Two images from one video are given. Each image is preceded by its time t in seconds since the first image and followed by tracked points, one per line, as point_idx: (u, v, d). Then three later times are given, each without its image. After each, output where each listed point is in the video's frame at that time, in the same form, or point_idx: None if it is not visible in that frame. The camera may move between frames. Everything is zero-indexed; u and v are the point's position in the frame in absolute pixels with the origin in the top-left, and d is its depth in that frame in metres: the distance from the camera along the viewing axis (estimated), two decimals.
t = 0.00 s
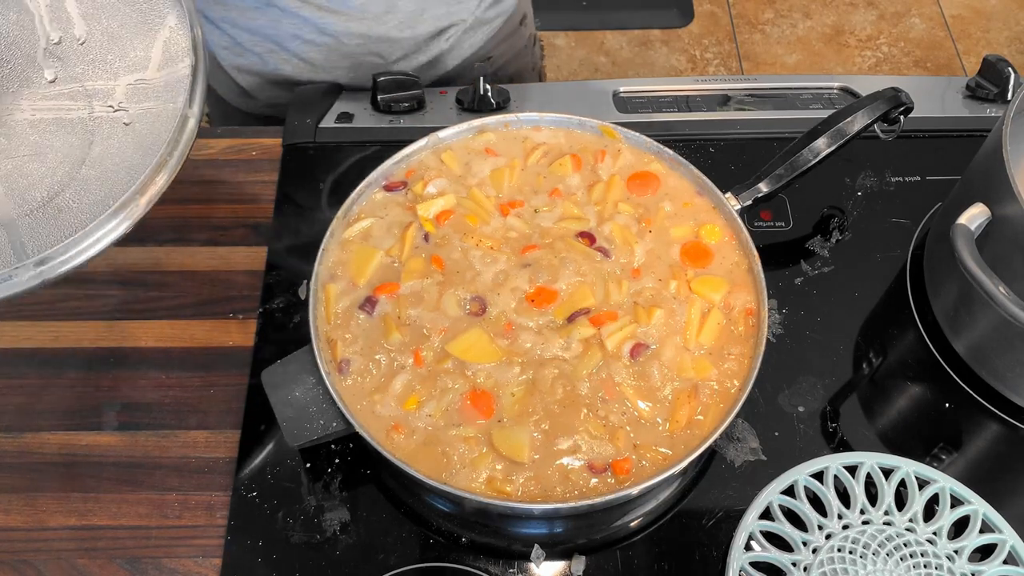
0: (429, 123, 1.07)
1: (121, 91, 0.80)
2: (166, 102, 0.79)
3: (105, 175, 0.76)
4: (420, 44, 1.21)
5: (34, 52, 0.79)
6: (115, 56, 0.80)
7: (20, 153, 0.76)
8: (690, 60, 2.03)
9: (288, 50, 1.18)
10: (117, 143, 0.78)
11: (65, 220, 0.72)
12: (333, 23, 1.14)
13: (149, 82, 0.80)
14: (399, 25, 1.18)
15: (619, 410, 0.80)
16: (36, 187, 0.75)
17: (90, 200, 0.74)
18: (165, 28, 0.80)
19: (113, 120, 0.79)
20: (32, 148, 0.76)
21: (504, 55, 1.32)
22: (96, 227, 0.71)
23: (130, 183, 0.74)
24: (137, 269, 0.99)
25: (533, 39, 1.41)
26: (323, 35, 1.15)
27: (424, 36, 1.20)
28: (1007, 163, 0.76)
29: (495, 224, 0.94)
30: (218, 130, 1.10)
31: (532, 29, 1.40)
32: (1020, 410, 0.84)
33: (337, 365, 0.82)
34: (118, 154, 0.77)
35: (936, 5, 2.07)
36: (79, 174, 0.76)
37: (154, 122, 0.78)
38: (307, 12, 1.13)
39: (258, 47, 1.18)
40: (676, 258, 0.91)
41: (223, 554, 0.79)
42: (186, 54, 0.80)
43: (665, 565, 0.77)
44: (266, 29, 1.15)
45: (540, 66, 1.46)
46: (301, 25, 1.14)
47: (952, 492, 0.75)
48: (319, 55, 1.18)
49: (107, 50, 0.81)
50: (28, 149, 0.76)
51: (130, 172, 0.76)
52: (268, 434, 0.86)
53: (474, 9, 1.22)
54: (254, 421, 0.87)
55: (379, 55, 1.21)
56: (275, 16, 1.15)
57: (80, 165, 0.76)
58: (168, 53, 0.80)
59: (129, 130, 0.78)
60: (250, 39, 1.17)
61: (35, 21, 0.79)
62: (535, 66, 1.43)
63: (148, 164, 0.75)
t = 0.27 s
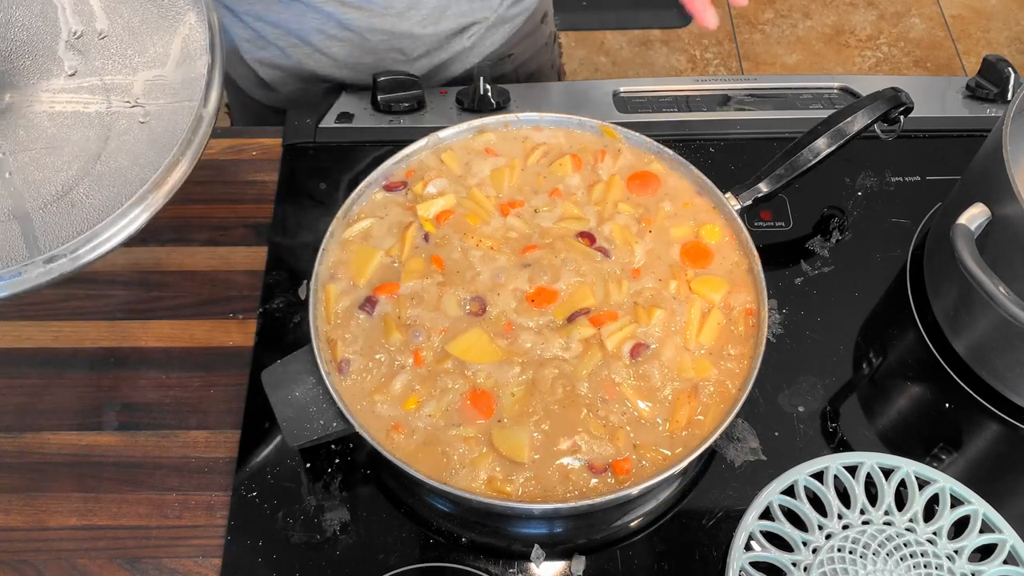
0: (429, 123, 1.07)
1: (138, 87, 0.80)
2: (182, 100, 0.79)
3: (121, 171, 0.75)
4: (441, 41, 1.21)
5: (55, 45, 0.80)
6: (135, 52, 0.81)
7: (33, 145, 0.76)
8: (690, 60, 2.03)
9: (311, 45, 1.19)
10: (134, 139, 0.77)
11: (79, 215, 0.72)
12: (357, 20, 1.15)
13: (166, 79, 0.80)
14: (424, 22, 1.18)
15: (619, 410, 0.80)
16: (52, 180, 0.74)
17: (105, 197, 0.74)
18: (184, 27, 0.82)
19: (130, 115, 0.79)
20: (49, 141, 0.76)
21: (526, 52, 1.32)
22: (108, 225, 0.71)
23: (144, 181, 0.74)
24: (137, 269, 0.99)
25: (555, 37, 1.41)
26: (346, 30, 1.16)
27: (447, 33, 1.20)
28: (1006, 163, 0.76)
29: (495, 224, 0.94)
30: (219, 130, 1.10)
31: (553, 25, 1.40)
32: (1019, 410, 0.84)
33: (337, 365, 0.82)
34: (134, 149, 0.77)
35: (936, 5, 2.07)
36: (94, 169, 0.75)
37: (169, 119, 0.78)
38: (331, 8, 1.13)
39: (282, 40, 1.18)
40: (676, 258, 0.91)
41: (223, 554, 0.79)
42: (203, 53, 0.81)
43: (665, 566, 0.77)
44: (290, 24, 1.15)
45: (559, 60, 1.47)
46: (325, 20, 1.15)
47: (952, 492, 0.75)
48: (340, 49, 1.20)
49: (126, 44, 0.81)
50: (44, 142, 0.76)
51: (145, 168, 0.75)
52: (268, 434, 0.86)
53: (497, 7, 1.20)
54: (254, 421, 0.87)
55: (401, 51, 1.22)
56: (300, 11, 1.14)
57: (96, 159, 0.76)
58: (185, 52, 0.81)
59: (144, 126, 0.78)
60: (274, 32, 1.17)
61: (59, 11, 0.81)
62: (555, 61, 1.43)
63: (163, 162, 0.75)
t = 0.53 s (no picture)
0: (429, 123, 1.07)
1: (143, 66, 0.80)
2: (187, 79, 0.79)
3: (124, 147, 0.75)
4: (443, 40, 1.21)
5: (60, 22, 0.79)
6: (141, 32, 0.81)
7: (37, 121, 0.75)
8: (690, 60, 2.03)
9: (315, 41, 1.19)
10: (138, 116, 0.78)
11: (83, 191, 0.72)
12: (357, 14, 1.15)
13: (171, 59, 0.80)
14: (428, 19, 1.18)
15: (619, 410, 0.80)
16: (56, 155, 0.74)
17: (108, 172, 0.74)
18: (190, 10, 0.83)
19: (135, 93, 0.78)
20: (52, 118, 0.75)
21: (531, 57, 1.32)
22: (110, 200, 0.72)
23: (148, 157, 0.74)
24: (138, 269, 0.99)
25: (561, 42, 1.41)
26: (349, 26, 1.16)
27: (449, 32, 1.20)
28: (1007, 163, 0.76)
29: (495, 224, 0.94)
30: (218, 130, 1.10)
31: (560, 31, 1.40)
32: (1020, 411, 0.84)
33: (337, 365, 0.82)
34: (138, 126, 0.77)
35: (936, 5, 2.07)
36: (98, 145, 0.75)
37: (174, 97, 0.78)
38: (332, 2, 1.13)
39: (285, 34, 1.18)
40: (676, 258, 0.91)
41: (223, 554, 0.79)
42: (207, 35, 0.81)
43: (665, 565, 0.77)
44: (292, 18, 1.15)
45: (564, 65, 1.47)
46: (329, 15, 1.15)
47: (952, 492, 0.75)
48: (343, 46, 1.20)
49: (132, 23, 0.81)
50: (48, 119, 0.75)
51: (149, 145, 0.76)
52: (268, 434, 0.86)
53: (502, 10, 1.21)
54: (253, 422, 0.87)
55: (403, 50, 1.22)
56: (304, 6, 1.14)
57: (101, 136, 0.76)
58: (191, 34, 0.82)
59: (149, 106, 0.78)
60: (278, 25, 1.17)
61: None
62: (562, 67, 1.43)
63: (166, 139, 0.75)
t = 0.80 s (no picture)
0: (429, 123, 1.07)
1: (133, 75, 0.79)
2: (174, 91, 0.79)
3: (109, 158, 0.76)
4: (445, 43, 1.21)
5: (51, 26, 0.77)
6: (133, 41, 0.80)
7: (22, 128, 0.74)
8: (690, 60, 2.03)
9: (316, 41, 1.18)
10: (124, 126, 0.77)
11: (64, 201, 0.73)
12: (359, 16, 1.14)
13: (160, 69, 0.80)
14: (429, 20, 1.18)
15: (619, 410, 0.80)
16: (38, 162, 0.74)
17: (91, 183, 0.74)
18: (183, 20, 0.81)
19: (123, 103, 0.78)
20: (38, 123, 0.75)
21: (531, 60, 1.33)
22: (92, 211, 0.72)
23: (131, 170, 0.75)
24: (138, 269, 0.99)
25: (563, 47, 1.41)
26: (350, 27, 1.16)
27: (450, 35, 1.20)
28: (1007, 163, 0.76)
29: (495, 224, 0.94)
30: (218, 130, 1.10)
31: (563, 36, 1.40)
32: (1020, 410, 0.84)
33: (337, 365, 0.83)
34: (124, 137, 0.77)
35: (936, 5, 2.07)
36: (83, 154, 0.75)
37: (160, 109, 0.78)
38: (333, 3, 1.13)
39: (286, 34, 1.18)
40: (675, 258, 0.91)
41: (223, 554, 0.79)
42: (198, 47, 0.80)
43: (665, 565, 0.77)
44: (293, 18, 1.15)
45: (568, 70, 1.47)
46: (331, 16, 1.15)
47: (952, 492, 0.75)
48: (344, 47, 1.19)
49: (125, 33, 0.81)
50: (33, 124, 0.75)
51: (133, 156, 0.76)
52: (269, 434, 0.86)
53: (503, 13, 1.21)
54: (254, 422, 0.87)
55: (404, 52, 1.21)
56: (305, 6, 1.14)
57: (87, 146, 0.76)
58: (182, 45, 0.80)
59: (135, 115, 0.78)
60: (279, 25, 1.17)
61: None
62: (563, 71, 1.43)
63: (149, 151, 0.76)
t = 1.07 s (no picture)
0: (429, 123, 1.07)
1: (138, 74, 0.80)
2: (178, 87, 0.79)
3: (118, 155, 0.75)
4: (448, 42, 1.21)
5: (55, 28, 0.80)
6: (135, 38, 0.81)
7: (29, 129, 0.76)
8: (690, 60, 2.03)
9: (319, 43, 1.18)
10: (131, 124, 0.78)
11: (73, 199, 0.72)
12: (363, 17, 1.14)
13: (165, 65, 0.80)
14: (432, 20, 1.18)
15: (619, 410, 0.80)
16: (46, 161, 0.74)
17: (102, 180, 0.74)
18: (185, 16, 0.82)
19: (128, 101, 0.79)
20: (44, 125, 0.76)
21: (534, 57, 1.33)
22: (103, 207, 0.71)
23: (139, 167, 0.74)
24: (138, 269, 0.99)
25: (563, 45, 1.41)
26: (355, 28, 1.16)
27: (454, 34, 1.20)
28: (1007, 163, 0.76)
29: (495, 224, 0.94)
30: (218, 130, 1.10)
31: (563, 36, 1.41)
32: (1020, 411, 0.84)
33: (337, 365, 0.83)
34: (130, 135, 0.77)
35: (936, 5, 2.07)
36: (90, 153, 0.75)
37: (165, 106, 0.78)
38: (336, 5, 1.13)
39: (290, 37, 1.18)
40: (675, 258, 0.91)
41: (223, 554, 0.79)
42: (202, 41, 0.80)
43: (665, 565, 0.77)
44: (297, 21, 1.15)
45: (569, 70, 1.47)
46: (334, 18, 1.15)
47: (952, 492, 0.75)
48: (348, 48, 1.19)
49: (127, 30, 0.82)
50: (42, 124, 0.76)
51: (140, 154, 0.75)
52: (269, 435, 0.86)
53: (506, 10, 1.21)
54: (253, 422, 0.87)
55: (408, 52, 1.21)
56: (307, 8, 1.13)
57: (93, 145, 0.76)
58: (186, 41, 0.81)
59: (142, 113, 0.78)
60: (282, 29, 1.17)
61: None
62: (564, 69, 1.43)
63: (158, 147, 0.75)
